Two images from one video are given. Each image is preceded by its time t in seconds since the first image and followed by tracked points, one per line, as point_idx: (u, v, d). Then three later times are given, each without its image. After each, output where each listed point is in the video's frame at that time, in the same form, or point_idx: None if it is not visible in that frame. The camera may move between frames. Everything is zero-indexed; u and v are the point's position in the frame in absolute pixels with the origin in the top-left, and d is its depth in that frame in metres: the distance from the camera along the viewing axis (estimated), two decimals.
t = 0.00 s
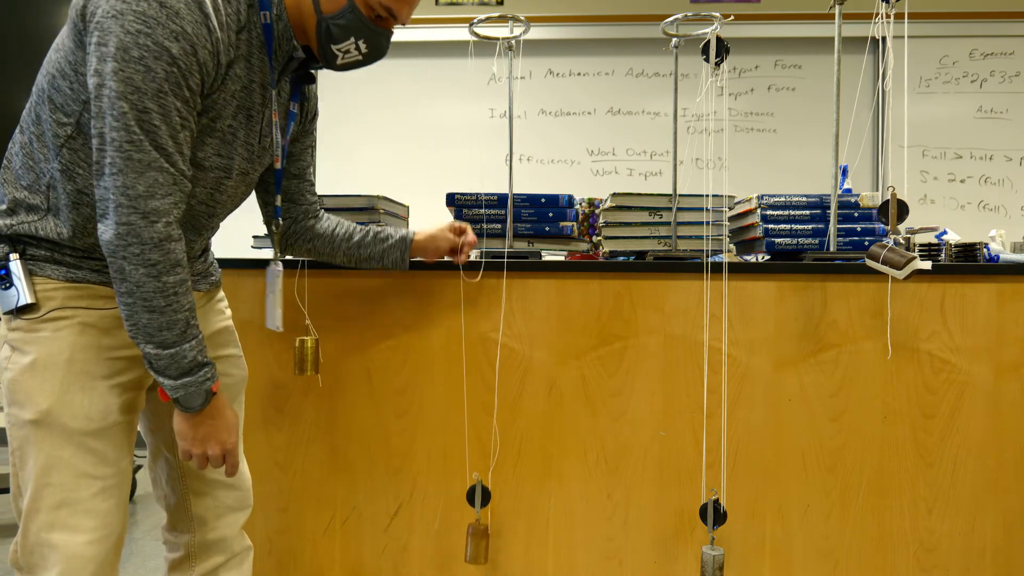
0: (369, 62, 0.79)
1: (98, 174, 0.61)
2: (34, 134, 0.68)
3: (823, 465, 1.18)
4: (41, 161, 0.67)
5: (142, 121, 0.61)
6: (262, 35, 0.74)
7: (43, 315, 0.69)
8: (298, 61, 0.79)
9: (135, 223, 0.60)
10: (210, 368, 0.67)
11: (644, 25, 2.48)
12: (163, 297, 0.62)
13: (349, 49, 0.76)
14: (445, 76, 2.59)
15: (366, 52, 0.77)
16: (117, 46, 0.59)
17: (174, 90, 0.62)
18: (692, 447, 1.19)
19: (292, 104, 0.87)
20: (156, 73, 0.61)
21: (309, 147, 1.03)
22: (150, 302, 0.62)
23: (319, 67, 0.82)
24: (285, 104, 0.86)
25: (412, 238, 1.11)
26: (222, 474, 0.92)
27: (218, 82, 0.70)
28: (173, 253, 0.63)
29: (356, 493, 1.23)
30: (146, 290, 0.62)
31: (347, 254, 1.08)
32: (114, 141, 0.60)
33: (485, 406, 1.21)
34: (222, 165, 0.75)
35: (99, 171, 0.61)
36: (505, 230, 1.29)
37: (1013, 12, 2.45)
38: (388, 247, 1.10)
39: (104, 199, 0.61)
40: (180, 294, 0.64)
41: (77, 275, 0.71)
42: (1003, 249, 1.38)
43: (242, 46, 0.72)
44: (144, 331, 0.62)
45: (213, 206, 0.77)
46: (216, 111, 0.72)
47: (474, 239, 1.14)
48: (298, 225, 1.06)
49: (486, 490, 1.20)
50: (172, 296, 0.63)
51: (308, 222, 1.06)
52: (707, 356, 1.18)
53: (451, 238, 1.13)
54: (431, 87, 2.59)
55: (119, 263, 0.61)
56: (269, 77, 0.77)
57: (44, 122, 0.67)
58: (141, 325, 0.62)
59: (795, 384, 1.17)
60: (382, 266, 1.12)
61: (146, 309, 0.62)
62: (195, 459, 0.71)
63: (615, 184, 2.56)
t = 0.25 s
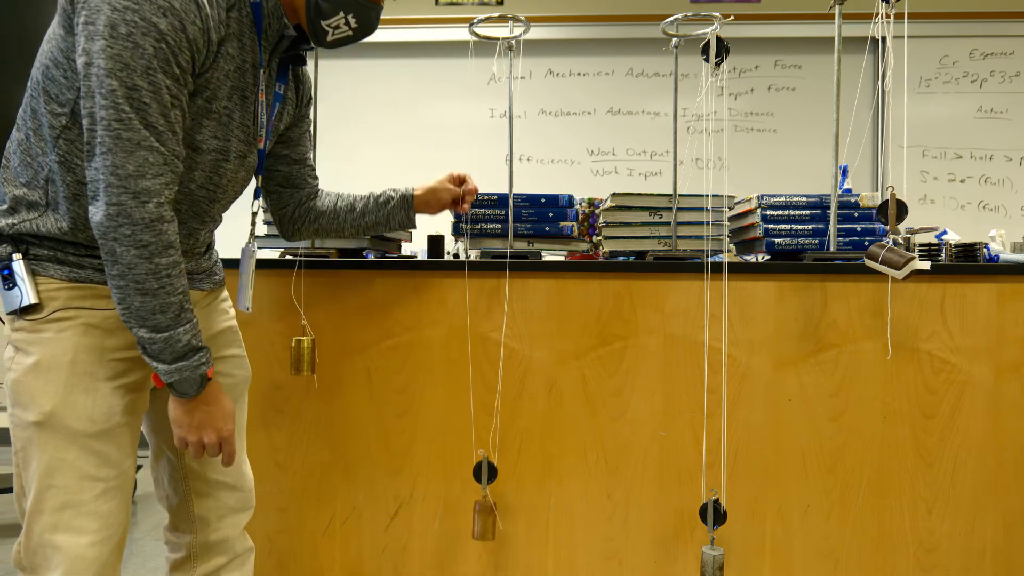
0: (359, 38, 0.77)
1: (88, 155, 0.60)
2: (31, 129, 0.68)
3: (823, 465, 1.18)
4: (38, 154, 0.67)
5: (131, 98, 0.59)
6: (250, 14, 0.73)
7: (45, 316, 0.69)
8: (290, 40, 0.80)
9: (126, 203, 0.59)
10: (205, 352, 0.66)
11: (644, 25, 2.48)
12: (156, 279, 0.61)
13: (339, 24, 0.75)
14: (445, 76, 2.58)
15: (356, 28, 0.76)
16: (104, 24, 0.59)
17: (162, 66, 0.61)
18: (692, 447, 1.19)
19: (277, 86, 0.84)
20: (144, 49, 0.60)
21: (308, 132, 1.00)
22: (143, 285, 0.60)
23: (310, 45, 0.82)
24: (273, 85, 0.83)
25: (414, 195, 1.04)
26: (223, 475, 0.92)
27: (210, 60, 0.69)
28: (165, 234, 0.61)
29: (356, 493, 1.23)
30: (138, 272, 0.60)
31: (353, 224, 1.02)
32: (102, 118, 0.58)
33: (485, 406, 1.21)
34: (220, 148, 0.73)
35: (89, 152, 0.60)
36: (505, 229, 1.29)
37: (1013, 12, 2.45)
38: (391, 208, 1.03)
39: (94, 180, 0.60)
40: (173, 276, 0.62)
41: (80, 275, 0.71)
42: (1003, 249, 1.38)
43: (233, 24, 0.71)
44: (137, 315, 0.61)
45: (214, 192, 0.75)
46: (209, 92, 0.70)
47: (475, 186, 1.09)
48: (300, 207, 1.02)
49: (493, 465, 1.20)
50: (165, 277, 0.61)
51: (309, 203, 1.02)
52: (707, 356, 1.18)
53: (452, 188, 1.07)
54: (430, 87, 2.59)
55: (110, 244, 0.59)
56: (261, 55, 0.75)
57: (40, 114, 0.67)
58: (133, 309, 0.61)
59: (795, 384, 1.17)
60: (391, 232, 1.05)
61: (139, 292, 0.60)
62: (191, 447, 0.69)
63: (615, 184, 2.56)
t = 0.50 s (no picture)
0: (354, 23, 0.77)
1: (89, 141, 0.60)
2: (33, 126, 0.68)
3: (823, 465, 1.18)
4: (41, 149, 0.67)
5: (130, 83, 0.60)
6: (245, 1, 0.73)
7: (51, 317, 0.69)
8: (287, 26, 0.80)
9: (127, 188, 0.59)
10: (211, 339, 0.66)
11: (644, 25, 2.49)
12: (160, 266, 0.61)
13: (334, 8, 0.75)
14: (444, 76, 2.59)
15: (350, 12, 0.76)
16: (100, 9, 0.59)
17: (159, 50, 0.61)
18: (692, 447, 1.19)
19: (276, 73, 0.84)
20: (142, 32, 0.60)
21: (309, 119, 1.01)
22: (147, 271, 0.60)
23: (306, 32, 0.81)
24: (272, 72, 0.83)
25: (415, 160, 1.03)
26: (226, 475, 0.92)
27: (209, 45, 0.69)
28: (167, 220, 0.61)
29: (356, 493, 1.23)
30: (141, 258, 0.60)
31: (362, 199, 1.01)
32: (102, 103, 0.58)
33: (485, 406, 1.21)
34: (222, 135, 0.73)
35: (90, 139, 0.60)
36: (505, 229, 1.29)
37: (1013, 12, 2.45)
38: (395, 177, 1.02)
39: (96, 167, 0.60)
40: (177, 262, 0.62)
41: (86, 275, 0.71)
42: (1003, 249, 1.38)
43: (230, 10, 0.71)
44: (142, 302, 0.61)
45: (219, 180, 0.75)
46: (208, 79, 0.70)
47: (475, 146, 1.07)
48: (309, 193, 1.02)
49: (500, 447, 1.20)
50: (168, 263, 0.61)
51: (317, 188, 1.02)
52: (707, 356, 1.18)
53: (452, 149, 1.05)
54: (430, 87, 2.59)
55: (113, 231, 0.59)
56: (257, 42, 0.75)
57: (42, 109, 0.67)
58: (138, 296, 0.61)
59: (795, 384, 1.17)
60: (401, 202, 1.03)
61: (143, 279, 0.60)
62: (200, 437, 0.69)
63: (615, 184, 2.56)
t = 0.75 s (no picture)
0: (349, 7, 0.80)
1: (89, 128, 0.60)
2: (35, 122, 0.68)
3: (823, 465, 1.18)
4: (45, 144, 0.67)
5: (129, 67, 0.60)
6: None
7: (59, 317, 0.69)
8: (284, 12, 0.79)
9: (127, 173, 0.59)
10: (212, 326, 0.65)
11: (644, 25, 2.49)
12: (160, 252, 0.61)
13: None
14: (444, 76, 2.58)
15: None
16: None
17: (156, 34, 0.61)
18: (692, 447, 1.19)
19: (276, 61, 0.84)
20: (140, 17, 0.60)
21: (312, 106, 1.02)
22: (147, 257, 0.60)
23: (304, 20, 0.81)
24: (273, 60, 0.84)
25: (415, 126, 1.02)
26: (228, 475, 0.93)
27: (208, 32, 0.69)
28: (167, 205, 0.61)
29: (356, 493, 1.23)
30: (142, 244, 0.60)
31: (371, 172, 1.01)
32: (101, 89, 0.59)
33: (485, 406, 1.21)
34: (224, 123, 0.73)
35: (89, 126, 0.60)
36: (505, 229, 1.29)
37: (1013, 12, 2.45)
38: (400, 146, 1.02)
39: (95, 153, 0.60)
40: (178, 248, 0.62)
41: (93, 275, 0.71)
42: (1002, 249, 1.38)
43: None
44: (142, 290, 0.61)
45: (223, 169, 0.76)
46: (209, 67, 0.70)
47: (472, 104, 1.05)
48: (321, 177, 1.01)
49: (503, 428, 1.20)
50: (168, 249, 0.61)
51: (327, 170, 1.02)
52: (707, 356, 1.18)
53: (450, 110, 1.03)
54: (430, 87, 2.59)
55: (113, 217, 0.59)
56: (256, 28, 0.75)
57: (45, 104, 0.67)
58: (139, 283, 0.60)
59: (795, 384, 1.17)
60: (408, 170, 1.04)
61: (143, 265, 0.60)
62: (201, 427, 0.69)
63: (614, 184, 2.56)
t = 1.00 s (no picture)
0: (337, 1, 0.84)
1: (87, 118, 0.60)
2: (36, 119, 0.68)
3: (823, 465, 1.18)
4: (47, 141, 0.67)
5: (127, 57, 0.60)
6: None
7: (63, 317, 0.69)
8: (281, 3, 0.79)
9: (126, 163, 0.59)
10: (213, 317, 0.65)
11: (644, 25, 2.49)
12: (159, 242, 0.61)
13: None
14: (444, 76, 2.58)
15: None
16: None
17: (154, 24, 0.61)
18: (692, 447, 1.19)
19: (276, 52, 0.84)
20: (136, 7, 0.60)
21: (316, 97, 1.02)
22: (147, 248, 0.60)
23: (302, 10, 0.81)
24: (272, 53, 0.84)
25: (417, 106, 1.02)
26: (230, 475, 0.93)
27: (206, 22, 0.69)
28: (166, 195, 0.61)
29: (356, 493, 1.23)
30: (142, 234, 0.60)
31: (379, 156, 1.02)
32: (99, 80, 0.59)
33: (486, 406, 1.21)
34: (226, 115, 0.73)
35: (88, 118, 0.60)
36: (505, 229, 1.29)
37: (1013, 12, 2.45)
38: (404, 128, 1.02)
39: (94, 144, 0.60)
40: (177, 238, 0.62)
41: (98, 275, 0.71)
42: (1002, 249, 1.38)
43: None
44: (142, 280, 0.61)
45: (225, 162, 0.76)
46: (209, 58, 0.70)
47: (471, 79, 1.04)
48: (330, 166, 1.01)
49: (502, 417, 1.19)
50: (168, 238, 0.61)
51: (337, 159, 1.02)
52: (707, 356, 1.18)
53: (450, 86, 1.03)
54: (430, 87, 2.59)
55: (112, 208, 0.59)
56: (253, 20, 0.76)
57: (47, 100, 0.67)
58: (139, 274, 0.60)
59: (795, 384, 1.17)
60: (415, 151, 1.04)
61: (143, 256, 0.60)
62: (204, 419, 0.69)
63: (615, 184, 2.56)
